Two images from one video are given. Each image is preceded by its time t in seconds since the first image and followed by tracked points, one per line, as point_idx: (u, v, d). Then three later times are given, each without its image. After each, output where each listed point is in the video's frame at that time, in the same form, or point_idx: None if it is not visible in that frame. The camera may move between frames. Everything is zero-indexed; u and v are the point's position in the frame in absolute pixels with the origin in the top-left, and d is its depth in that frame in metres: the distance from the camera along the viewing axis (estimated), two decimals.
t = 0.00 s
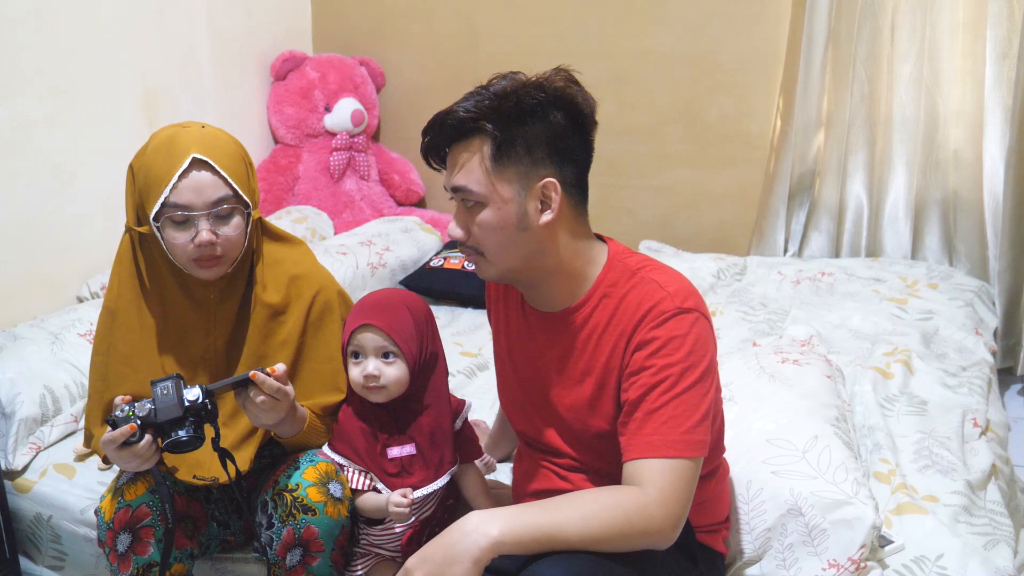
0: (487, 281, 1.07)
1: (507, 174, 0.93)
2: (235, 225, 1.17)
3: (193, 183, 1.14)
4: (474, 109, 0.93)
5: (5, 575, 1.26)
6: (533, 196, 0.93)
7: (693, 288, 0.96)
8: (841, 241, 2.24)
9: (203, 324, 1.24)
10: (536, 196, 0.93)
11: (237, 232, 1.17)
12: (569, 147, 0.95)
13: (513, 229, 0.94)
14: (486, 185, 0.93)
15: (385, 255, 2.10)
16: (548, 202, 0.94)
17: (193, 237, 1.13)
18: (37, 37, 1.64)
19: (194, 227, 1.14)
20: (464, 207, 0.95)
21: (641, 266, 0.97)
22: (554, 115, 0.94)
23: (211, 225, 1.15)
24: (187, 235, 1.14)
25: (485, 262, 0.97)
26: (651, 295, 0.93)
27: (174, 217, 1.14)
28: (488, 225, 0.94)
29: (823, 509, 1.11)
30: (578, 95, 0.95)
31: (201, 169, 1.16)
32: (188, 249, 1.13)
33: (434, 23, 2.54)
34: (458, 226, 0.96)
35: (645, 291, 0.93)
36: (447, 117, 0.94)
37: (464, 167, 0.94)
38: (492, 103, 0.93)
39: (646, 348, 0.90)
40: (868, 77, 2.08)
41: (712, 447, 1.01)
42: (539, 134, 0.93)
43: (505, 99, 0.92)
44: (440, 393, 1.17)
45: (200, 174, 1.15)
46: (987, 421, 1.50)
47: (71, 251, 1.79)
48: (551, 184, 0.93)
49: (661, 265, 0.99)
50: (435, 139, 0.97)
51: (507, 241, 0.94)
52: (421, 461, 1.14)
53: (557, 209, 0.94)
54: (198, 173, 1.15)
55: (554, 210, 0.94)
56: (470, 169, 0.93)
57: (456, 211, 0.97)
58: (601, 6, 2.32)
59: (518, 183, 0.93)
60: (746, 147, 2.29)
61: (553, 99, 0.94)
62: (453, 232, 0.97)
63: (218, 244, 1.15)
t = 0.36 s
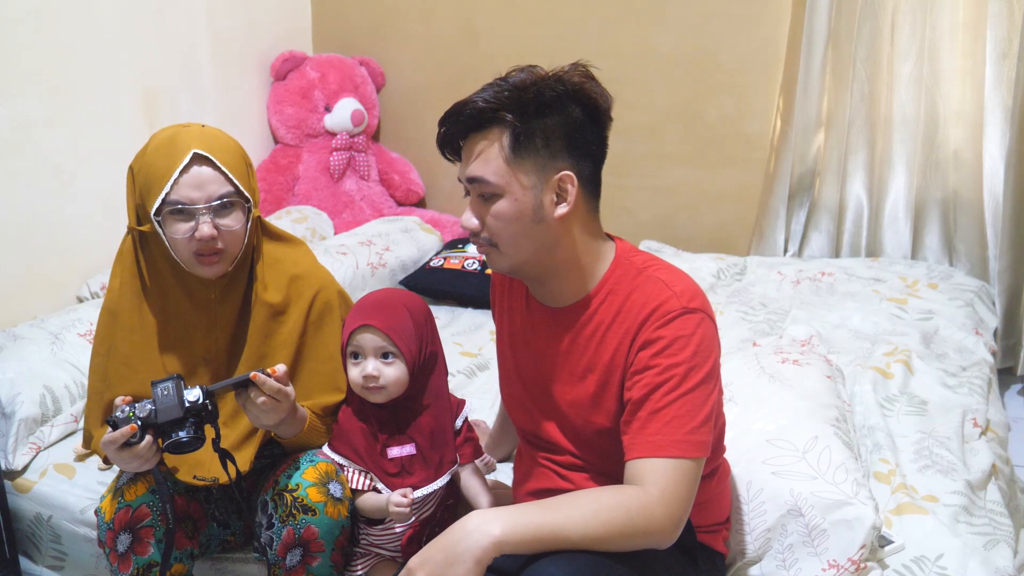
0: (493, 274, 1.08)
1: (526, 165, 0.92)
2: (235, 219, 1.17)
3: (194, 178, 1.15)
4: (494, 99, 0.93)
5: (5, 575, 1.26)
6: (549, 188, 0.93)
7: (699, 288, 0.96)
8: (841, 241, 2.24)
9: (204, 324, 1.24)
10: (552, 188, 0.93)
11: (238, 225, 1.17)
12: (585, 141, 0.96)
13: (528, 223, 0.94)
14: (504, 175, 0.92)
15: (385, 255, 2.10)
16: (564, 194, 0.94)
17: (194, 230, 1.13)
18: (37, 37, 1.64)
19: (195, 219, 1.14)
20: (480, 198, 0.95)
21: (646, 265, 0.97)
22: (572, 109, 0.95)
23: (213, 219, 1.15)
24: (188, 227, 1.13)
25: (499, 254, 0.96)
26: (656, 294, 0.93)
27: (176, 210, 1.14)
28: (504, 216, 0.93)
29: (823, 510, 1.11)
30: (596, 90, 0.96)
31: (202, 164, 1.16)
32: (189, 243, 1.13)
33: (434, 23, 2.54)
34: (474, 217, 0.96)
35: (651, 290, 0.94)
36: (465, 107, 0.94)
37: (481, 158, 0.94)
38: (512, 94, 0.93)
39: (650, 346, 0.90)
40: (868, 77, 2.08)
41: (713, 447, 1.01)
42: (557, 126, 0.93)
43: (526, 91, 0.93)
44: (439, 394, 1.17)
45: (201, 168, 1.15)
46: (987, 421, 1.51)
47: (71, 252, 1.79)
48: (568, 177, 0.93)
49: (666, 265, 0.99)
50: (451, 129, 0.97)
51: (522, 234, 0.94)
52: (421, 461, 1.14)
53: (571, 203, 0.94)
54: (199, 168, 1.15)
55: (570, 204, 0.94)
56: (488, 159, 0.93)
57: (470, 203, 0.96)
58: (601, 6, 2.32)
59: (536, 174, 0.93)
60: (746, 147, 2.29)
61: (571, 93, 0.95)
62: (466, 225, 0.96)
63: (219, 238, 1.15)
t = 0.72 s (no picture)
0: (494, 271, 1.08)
1: (528, 164, 0.92)
2: (233, 209, 1.17)
3: (191, 168, 1.15)
4: (497, 98, 0.93)
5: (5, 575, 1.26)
6: (551, 188, 0.93)
7: (700, 288, 0.96)
8: (841, 241, 2.24)
9: (205, 325, 1.24)
10: (554, 188, 0.93)
11: (236, 216, 1.17)
12: (588, 141, 0.96)
13: (530, 222, 0.93)
14: (506, 174, 0.92)
15: (385, 255, 2.10)
16: (566, 194, 0.94)
17: (191, 219, 1.13)
18: (37, 37, 1.64)
19: (191, 209, 1.14)
20: (481, 195, 0.95)
21: (648, 265, 0.97)
22: (575, 109, 0.95)
23: (210, 209, 1.15)
24: (184, 216, 1.14)
25: (500, 252, 0.96)
26: (658, 294, 0.93)
27: (173, 199, 1.14)
28: (505, 215, 0.93)
29: (823, 510, 1.11)
30: (599, 90, 0.96)
31: (200, 155, 1.17)
32: (184, 231, 1.14)
33: (434, 23, 2.54)
34: (476, 215, 0.96)
35: (652, 290, 0.94)
36: (468, 106, 0.94)
37: (484, 156, 0.94)
38: (515, 92, 0.93)
39: (651, 346, 0.90)
40: (868, 77, 2.08)
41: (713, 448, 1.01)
42: (559, 126, 0.93)
43: (529, 90, 0.93)
44: (437, 394, 1.17)
45: (199, 159, 1.16)
46: (987, 421, 1.51)
47: (71, 252, 1.79)
48: (569, 177, 0.93)
49: (668, 265, 0.99)
50: (454, 127, 0.97)
51: (522, 232, 0.94)
52: (421, 461, 1.14)
53: (574, 202, 0.94)
54: (197, 158, 1.16)
55: (573, 204, 0.95)
56: (490, 157, 0.93)
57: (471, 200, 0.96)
58: (601, 6, 2.32)
59: (538, 173, 0.93)
60: (746, 147, 2.29)
61: (575, 92, 0.94)
62: (468, 222, 0.96)
63: (215, 228, 1.15)
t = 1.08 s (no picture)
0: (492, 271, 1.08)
1: (521, 166, 0.93)
2: (244, 207, 1.18)
3: (203, 166, 1.16)
4: (493, 99, 0.93)
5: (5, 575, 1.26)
6: (544, 189, 0.93)
7: (699, 289, 0.97)
8: (841, 241, 2.24)
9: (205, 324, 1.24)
10: (548, 189, 0.94)
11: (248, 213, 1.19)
12: (586, 141, 0.95)
13: (523, 224, 0.94)
14: (500, 175, 0.93)
15: (385, 255, 2.10)
16: (559, 196, 0.94)
17: (206, 218, 1.14)
18: (37, 38, 1.64)
19: (206, 208, 1.15)
20: (477, 195, 0.95)
21: (648, 266, 0.97)
22: (573, 110, 0.94)
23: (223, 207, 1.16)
24: (200, 214, 1.14)
25: (495, 253, 0.97)
26: (657, 295, 0.93)
27: (186, 199, 1.14)
28: (498, 215, 0.94)
29: (823, 510, 1.11)
30: (598, 91, 0.95)
31: (211, 153, 1.18)
32: (198, 230, 1.14)
33: (434, 23, 2.54)
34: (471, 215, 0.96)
35: (652, 291, 0.94)
36: (464, 106, 0.95)
37: (479, 157, 0.94)
38: (511, 93, 0.93)
39: (650, 347, 0.90)
40: (868, 77, 2.08)
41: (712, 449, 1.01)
42: (556, 128, 0.93)
43: (525, 91, 0.93)
44: (438, 394, 1.17)
45: (210, 157, 1.17)
46: (987, 421, 1.51)
47: (71, 252, 1.79)
48: (561, 178, 0.93)
49: (667, 266, 0.99)
50: (452, 127, 0.98)
51: (515, 232, 0.94)
52: (421, 460, 1.13)
53: (567, 204, 0.94)
54: (208, 157, 1.17)
55: (564, 205, 0.94)
56: (485, 158, 0.94)
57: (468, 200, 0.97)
58: (601, 6, 2.32)
59: (532, 175, 0.93)
60: (746, 147, 2.29)
61: (572, 93, 0.94)
62: (464, 222, 0.97)
63: (230, 225, 1.16)
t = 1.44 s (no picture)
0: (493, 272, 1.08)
1: (534, 166, 0.92)
2: (249, 209, 1.19)
3: (211, 169, 1.15)
4: (499, 98, 0.93)
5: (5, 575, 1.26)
6: (557, 187, 0.93)
7: (698, 289, 0.97)
8: (841, 241, 2.24)
9: (204, 326, 1.24)
10: (560, 187, 0.94)
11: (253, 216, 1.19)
12: (592, 138, 0.96)
13: (538, 222, 0.93)
14: (513, 174, 0.92)
15: (385, 255, 2.10)
16: (572, 194, 0.94)
17: (215, 219, 1.14)
18: (37, 38, 1.64)
19: (215, 210, 1.15)
20: (486, 195, 0.95)
21: (647, 266, 0.97)
22: (579, 109, 0.95)
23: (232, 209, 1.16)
24: (209, 217, 1.14)
25: (503, 252, 0.96)
26: (657, 295, 0.93)
27: (195, 202, 1.14)
28: (512, 214, 0.93)
29: (823, 510, 1.11)
30: (602, 88, 0.97)
31: (216, 156, 1.17)
32: (209, 233, 1.14)
33: (434, 23, 2.54)
34: (479, 215, 0.96)
35: (652, 291, 0.94)
36: (471, 106, 0.94)
37: (490, 156, 0.93)
38: (519, 92, 0.93)
39: (650, 347, 0.91)
40: (868, 77, 2.08)
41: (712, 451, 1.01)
42: (563, 127, 0.93)
43: (532, 90, 0.93)
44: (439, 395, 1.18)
45: (217, 160, 1.17)
46: (987, 421, 1.51)
47: (71, 252, 1.79)
48: (575, 175, 0.93)
49: (666, 266, 0.99)
50: (457, 128, 0.96)
51: (527, 233, 0.94)
52: (421, 455, 1.14)
53: (580, 202, 0.95)
54: (214, 160, 1.16)
55: (579, 203, 0.95)
56: (497, 156, 0.93)
57: (475, 199, 0.96)
58: (601, 6, 2.32)
59: (546, 173, 0.93)
60: (746, 147, 2.29)
61: (579, 91, 0.95)
62: (471, 223, 0.96)
63: (238, 227, 1.16)
